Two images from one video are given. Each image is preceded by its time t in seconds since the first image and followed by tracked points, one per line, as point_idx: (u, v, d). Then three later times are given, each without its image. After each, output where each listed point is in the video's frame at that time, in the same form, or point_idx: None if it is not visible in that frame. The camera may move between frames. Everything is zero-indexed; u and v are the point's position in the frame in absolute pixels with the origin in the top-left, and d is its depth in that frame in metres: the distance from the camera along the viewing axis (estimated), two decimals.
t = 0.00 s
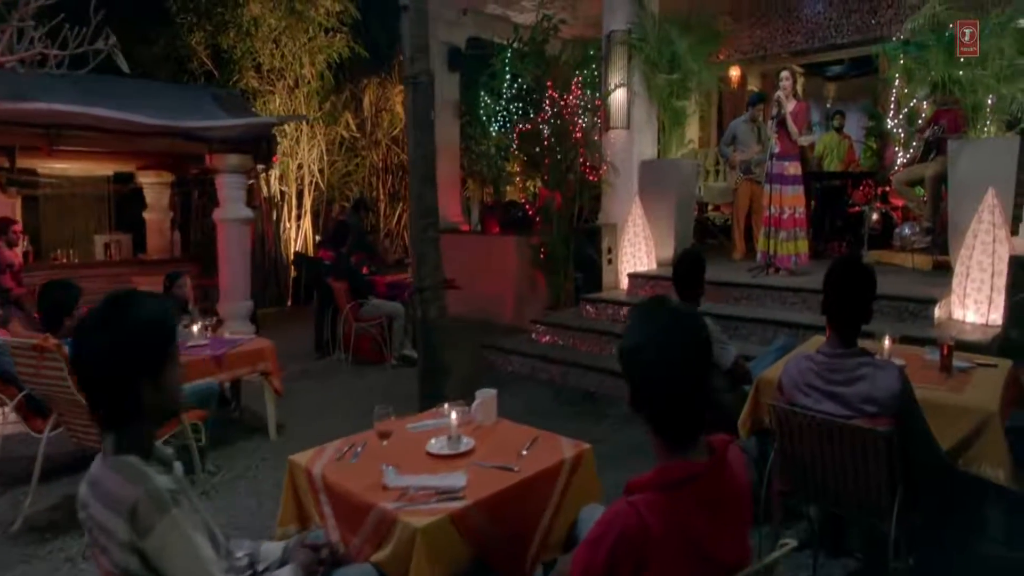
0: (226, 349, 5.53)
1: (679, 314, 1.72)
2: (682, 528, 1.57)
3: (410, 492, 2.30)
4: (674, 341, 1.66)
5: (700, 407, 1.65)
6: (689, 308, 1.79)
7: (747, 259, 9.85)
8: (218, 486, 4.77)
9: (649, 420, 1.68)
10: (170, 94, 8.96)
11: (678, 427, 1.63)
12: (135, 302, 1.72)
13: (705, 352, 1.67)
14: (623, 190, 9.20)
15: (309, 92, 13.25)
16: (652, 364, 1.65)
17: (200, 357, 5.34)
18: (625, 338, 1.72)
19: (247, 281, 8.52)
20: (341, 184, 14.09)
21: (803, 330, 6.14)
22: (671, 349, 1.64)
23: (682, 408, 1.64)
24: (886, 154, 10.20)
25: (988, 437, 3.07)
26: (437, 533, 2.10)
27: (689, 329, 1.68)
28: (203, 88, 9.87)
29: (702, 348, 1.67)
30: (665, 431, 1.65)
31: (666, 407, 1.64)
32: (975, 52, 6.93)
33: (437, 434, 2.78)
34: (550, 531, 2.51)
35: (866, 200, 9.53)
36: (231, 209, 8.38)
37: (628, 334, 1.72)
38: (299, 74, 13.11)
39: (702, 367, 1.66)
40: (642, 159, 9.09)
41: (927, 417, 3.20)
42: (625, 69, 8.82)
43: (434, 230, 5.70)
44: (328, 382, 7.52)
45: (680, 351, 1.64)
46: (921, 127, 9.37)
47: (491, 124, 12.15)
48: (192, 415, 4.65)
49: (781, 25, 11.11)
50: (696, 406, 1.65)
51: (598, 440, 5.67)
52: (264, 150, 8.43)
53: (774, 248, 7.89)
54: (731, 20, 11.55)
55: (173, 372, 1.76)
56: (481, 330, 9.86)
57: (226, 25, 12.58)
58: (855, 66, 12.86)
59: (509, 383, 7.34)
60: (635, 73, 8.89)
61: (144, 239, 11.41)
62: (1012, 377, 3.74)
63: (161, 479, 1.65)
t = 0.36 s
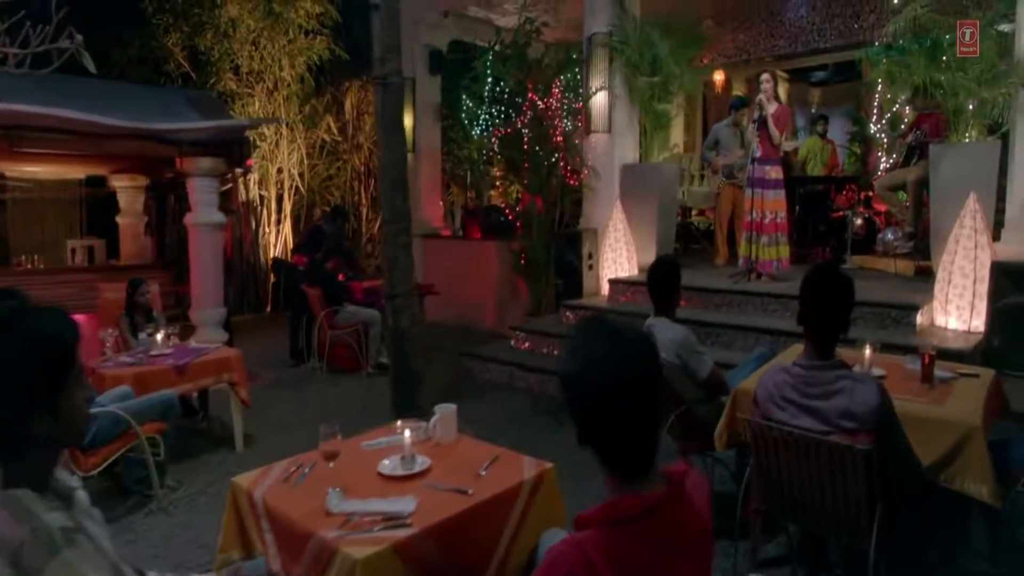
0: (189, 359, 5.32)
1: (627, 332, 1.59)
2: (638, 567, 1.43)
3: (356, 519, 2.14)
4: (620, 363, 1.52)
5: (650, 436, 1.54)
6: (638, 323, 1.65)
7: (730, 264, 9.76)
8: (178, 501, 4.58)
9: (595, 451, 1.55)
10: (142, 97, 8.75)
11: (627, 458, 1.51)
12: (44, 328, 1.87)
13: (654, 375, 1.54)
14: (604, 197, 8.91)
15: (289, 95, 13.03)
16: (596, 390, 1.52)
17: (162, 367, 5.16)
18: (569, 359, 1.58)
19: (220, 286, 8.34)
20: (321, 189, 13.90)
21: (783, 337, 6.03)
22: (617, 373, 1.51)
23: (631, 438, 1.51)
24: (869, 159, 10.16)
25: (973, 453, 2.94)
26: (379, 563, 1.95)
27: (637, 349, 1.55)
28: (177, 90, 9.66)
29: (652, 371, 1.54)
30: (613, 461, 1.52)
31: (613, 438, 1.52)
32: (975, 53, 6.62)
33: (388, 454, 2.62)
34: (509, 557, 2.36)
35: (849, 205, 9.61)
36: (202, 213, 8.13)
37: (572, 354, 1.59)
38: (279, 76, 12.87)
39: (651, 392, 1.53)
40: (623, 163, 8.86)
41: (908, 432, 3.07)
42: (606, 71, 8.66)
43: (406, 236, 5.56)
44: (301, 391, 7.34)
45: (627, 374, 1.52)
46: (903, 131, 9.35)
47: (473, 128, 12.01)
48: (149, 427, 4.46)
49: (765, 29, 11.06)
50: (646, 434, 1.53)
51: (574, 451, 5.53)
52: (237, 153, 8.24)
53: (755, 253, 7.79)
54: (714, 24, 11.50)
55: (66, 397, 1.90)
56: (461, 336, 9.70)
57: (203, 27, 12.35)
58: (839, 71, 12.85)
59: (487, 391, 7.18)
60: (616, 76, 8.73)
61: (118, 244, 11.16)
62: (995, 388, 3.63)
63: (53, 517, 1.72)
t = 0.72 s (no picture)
0: (149, 368, 5.11)
1: (578, 347, 1.42)
2: None
3: (295, 545, 1.99)
4: (568, 385, 1.36)
5: (603, 465, 1.38)
6: (591, 334, 1.49)
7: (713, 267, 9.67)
8: (133, 516, 4.36)
9: (540, 482, 1.40)
10: (112, 97, 8.54)
11: (576, 491, 1.37)
12: None
13: (607, 395, 1.38)
14: (586, 201, 8.77)
15: (267, 95, 12.78)
16: (541, 415, 1.36)
17: (121, 375, 4.96)
18: (514, 377, 1.42)
19: (192, 290, 8.09)
20: (300, 191, 13.66)
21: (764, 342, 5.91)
22: (564, 395, 1.35)
23: (580, 468, 1.36)
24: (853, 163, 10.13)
25: (956, 467, 2.82)
26: None
27: (588, 367, 1.38)
28: (149, 90, 9.43)
29: (603, 392, 1.38)
30: (560, 495, 1.38)
31: (559, 468, 1.36)
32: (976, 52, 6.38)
33: (334, 473, 2.46)
34: None
35: (832, 208, 9.47)
36: (172, 216, 7.90)
37: (516, 372, 1.43)
38: (257, 77, 12.62)
39: (603, 416, 1.37)
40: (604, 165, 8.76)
41: (889, 445, 2.95)
42: (587, 71, 8.51)
43: (377, 239, 5.38)
44: (274, 399, 7.14)
45: (575, 397, 1.36)
46: (886, 134, 9.31)
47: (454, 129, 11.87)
48: (101, 439, 4.25)
49: (747, 32, 11.03)
50: (597, 463, 1.38)
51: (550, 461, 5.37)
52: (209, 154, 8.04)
53: (737, 257, 7.66)
54: (698, 26, 11.46)
55: None
56: (441, 341, 9.53)
57: (178, 26, 12.10)
58: (823, 75, 12.86)
59: (464, 398, 7.01)
60: (597, 77, 8.61)
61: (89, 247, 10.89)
62: (978, 396, 3.51)
63: None
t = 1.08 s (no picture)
0: (108, 375, 4.91)
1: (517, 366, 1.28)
2: None
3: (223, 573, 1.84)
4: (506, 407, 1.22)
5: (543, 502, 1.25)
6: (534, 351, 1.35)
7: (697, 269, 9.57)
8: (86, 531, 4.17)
9: (473, 517, 1.26)
10: (81, 94, 8.31)
11: (512, 528, 1.23)
12: None
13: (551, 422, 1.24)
14: (567, 202, 8.65)
15: (246, 94, 12.55)
16: (473, 443, 1.21)
17: (77, 382, 4.76)
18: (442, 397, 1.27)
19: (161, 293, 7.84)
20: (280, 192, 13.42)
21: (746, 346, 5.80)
22: (499, 422, 1.20)
23: (516, 502, 1.22)
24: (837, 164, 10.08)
25: (938, 482, 2.68)
26: None
27: (528, 389, 1.23)
28: (120, 87, 9.19)
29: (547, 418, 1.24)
30: (494, 531, 1.24)
31: (491, 501, 1.22)
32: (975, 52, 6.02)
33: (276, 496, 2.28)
34: None
35: (816, 210, 9.38)
36: (141, 218, 7.64)
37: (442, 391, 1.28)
38: (235, 76, 12.39)
39: (544, 444, 1.23)
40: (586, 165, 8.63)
41: (869, 457, 2.83)
42: (569, 71, 8.35)
43: (348, 242, 5.21)
44: (245, 406, 6.95)
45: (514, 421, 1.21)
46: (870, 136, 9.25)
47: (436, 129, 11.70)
48: (51, 451, 4.05)
49: (731, 32, 10.95)
50: (538, 496, 1.24)
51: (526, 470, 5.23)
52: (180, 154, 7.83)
53: (720, 259, 7.55)
54: (681, 26, 11.38)
55: None
56: (420, 345, 9.36)
57: (153, 23, 11.86)
58: (807, 77, 12.81)
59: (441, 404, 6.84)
60: (579, 77, 8.47)
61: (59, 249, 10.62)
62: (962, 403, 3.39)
63: None
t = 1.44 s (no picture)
0: (67, 384, 4.70)
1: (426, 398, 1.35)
2: None
3: None
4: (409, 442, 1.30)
5: (466, 530, 1.30)
6: (453, 381, 1.43)
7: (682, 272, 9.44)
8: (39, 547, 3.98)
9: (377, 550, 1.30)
10: (51, 93, 8.08)
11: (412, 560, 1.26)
12: None
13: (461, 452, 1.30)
14: (550, 204, 8.50)
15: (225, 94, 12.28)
16: (378, 479, 1.29)
17: (35, 390, 4.56)
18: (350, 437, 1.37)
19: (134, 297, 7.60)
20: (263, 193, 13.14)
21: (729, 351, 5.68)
22: (401, 451, 1.28)
23: (423, 535, 1.26)
24: (824, 166, 9.98)
25: (925, 498, 2.55)
26: None
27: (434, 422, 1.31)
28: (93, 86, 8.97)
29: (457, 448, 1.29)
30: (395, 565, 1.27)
31: (390, 531, 1.27)
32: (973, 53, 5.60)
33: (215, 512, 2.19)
34: None
35: (802, 212, 9.23)
36: (112, 220, 7.43)
37: (350, 432, 1.39)
38: (214, 75, 12.14)
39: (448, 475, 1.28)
40: (569, 166, 8.50)
41: (854, 471, 2.69)
42: (552, 71, 8.20)
43: (320, 244, 5.03)
44: (219, 413, 6.75)
45: (418, 456, 1.28)
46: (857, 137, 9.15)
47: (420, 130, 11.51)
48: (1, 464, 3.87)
49: (718, 32, 10.83)
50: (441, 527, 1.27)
51: (503, 480, 5.08)
52: (153, 154, 7.61)
53: (706, 262, 7.41)
54: (668, 26, 11.24)
55: None
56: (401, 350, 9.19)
57: (130, 21, 11.62)
58: (795, 78, 12.72)
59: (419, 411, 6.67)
60: (562, 76, 8.31)
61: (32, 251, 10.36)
62: (949, 412, 3.27)
63: None
